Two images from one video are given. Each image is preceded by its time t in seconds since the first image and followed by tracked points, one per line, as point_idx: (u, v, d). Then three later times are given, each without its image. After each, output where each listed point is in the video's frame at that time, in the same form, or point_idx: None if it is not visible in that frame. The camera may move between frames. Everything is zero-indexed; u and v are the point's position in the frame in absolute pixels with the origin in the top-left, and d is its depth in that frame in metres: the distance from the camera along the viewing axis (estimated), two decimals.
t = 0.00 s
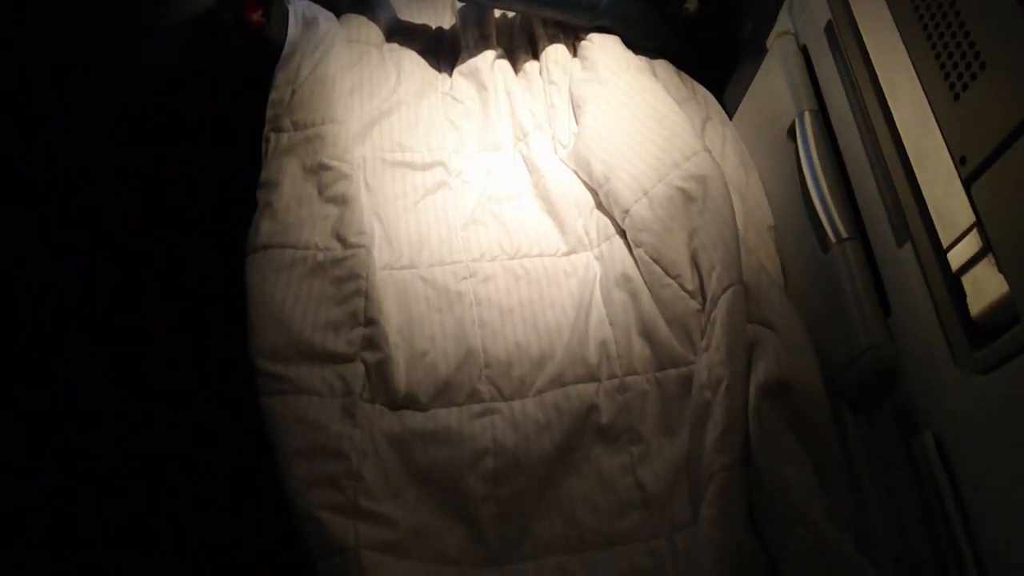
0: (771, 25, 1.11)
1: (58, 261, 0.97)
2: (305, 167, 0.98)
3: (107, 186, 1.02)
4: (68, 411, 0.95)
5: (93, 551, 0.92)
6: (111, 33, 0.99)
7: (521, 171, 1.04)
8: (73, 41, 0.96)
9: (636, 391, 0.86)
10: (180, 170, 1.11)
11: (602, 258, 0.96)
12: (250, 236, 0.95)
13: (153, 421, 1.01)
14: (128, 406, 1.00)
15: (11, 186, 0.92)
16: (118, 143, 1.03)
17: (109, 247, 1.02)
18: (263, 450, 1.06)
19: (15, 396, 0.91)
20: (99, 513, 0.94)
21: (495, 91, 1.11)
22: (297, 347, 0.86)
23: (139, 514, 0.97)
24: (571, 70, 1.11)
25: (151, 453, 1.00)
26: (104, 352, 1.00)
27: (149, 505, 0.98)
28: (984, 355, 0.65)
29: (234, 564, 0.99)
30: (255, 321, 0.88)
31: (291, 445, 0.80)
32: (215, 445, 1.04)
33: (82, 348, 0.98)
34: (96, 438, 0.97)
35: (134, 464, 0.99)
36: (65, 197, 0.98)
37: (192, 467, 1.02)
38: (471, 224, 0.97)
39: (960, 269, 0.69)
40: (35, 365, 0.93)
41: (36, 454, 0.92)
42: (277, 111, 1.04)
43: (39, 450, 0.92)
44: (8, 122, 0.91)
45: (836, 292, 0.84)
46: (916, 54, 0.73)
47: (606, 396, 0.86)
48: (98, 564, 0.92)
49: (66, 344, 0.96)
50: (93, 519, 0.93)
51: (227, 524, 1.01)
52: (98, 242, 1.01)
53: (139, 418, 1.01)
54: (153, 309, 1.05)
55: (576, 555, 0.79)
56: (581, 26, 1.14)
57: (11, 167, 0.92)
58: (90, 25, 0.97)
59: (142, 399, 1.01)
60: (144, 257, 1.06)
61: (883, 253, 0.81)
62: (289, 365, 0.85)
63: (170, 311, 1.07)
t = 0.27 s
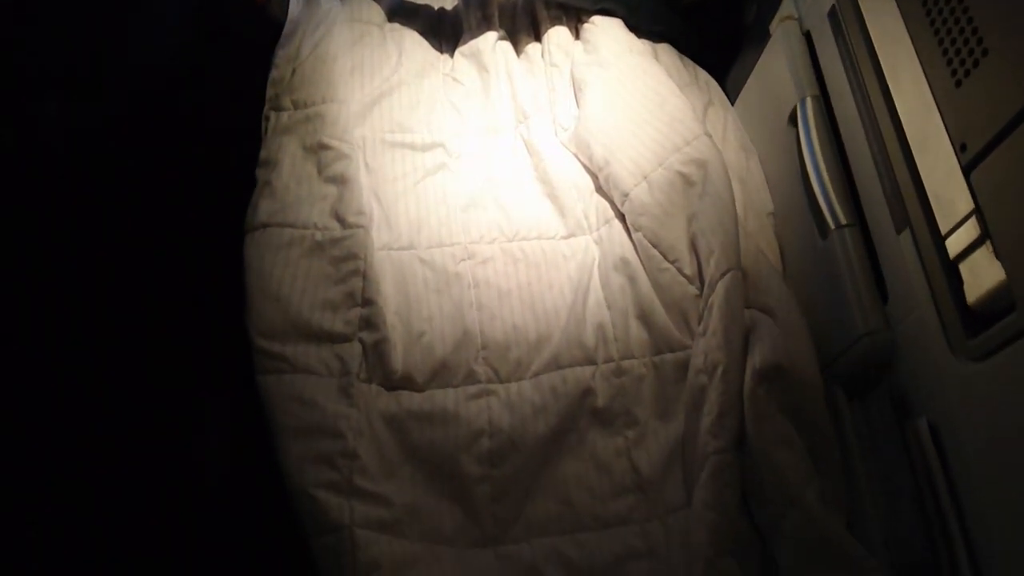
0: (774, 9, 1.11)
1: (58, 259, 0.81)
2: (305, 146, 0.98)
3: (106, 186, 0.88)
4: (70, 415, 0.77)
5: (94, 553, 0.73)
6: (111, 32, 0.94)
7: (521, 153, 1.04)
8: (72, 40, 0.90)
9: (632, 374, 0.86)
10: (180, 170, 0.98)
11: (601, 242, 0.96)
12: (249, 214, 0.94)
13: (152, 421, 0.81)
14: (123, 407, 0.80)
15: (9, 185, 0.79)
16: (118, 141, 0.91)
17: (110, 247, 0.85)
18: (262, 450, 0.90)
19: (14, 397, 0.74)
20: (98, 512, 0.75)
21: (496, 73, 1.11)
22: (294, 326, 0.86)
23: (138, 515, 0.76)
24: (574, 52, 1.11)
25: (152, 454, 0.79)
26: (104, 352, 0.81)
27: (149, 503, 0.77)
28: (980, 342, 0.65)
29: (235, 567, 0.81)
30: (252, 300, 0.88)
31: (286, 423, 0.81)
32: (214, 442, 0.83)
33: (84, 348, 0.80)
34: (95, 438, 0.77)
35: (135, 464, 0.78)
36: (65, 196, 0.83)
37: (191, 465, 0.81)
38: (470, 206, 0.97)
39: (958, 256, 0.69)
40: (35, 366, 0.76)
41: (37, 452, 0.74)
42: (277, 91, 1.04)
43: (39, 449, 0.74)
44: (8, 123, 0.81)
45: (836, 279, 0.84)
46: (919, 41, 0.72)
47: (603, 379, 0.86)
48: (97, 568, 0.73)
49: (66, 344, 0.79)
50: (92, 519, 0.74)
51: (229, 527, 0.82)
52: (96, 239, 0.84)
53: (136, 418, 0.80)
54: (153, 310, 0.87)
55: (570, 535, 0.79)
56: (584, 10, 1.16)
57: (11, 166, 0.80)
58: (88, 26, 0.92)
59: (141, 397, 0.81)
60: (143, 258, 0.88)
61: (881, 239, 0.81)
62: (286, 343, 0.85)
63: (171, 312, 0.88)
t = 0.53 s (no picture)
0: None
1: (58, 259, 0.79)
2: (307, 130, 0.98)
3: (106, 186, 0.86)
4: (70, 415, 0.75)
5: (94, 553, 0.72)
6: (111, 32, 0.91)
7: (524, 139, 1.04)
8: (72, 40, 0.86)
9: (631, 361, 0.86)
10: (180, 170, 0.95)
11: (602, 228, 0.96)
12: (250, 198, 0.94)
13: (151, 421, 0.80)
14: (123, 407, 0.79)
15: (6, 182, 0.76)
16: (118, 141, 0.89)
17: (110, 247, 0.84)
18: (263, 451, 0.89)
19: (15, 397, 0.73)
20: (99, 512, 0.74)
21: (498, 57, 1.11)
22: (294, 310, 0.86)
23: (138, 514, 0.76)
24: (577, 38, 1.12)
25: (152, 454, 0.79)
26: (104, 352, 0.80)
27: (149, 503, 0.77)
28: (979, 330, 0.65)
29: (235, 567, 0.80)
30: (252, 282, 0.88)
31: (284, 405, 0.81)
32: (214, 442, 0.82)
33: (83, 348, 0.78)
34: (95, 438, 0.76)
35: (135, 464, 0.78)
36: (65, 196, 0.81)
37: (191, 465, 0.80)
38: (472, 192, 0.97)
39: (959, 244, 0.69)
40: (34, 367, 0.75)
41: (37, 452, 0.72)
42: (280, 74, 1.04)
43: (39, 450, 0.72)
44: (11, 120, 0.78)
45: (835, 266, 0.84)
46: (924, 27, 0.72)
47: (602, 365, 0.86)
48: (98, 568, 0.72)
49: (66, 344, 0.77)
50: (92, 519, 0.73)
51: (229, 528, 0.81)
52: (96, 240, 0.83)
53: (136, 419, 0.79)
54: (153, 310, 0.85)
55: (566, 520, 0.79)
56: None
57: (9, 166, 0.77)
58: (88, 25, 0.89)
59: (140, 398, 0.80)
60: (143, 258, 0.87)
61: (884, 227, 0.81)
62: (286, 326, 0.85)
63: (171, 312, 0.87)
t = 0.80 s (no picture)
0: None
1: (58, 260, 0.87)
2: (310, 112, 0.97)
3: (106, 186, 0.94)
4: (70, 415, 0.80)
5: (94, 553, 0.75)
6: (111, 34, 1.05)
7: (527, 124, 1.03)
8: (72, 40, 1.01)
9: (634, 346, 0.86)
10: (180, 170, 1.01)
11: (606, 213, 0.95)
12: (252, 180, 0.94)
13: (152, 422, 0.82)
14: (124, 408, 0.82)
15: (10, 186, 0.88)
16: (119, 142, 0.97)
17: (110, 247, 0.90)
18: (263, 451, 0.89)
19: (16, 397, 0.79)
20: (99, 512, 0.77)
21: (502, 40, 1.10)
22: (296, 292, 0.86)
23: (138, 515, 0.78)
24: (582, 22, 1.11)
25: (152, 454, 0.81)
26: (104, 352, 0.84)
27: (149, 503, 0.78)
28: (985, 316, 0.65)
29: (234, 567, 0.80)
30: (254, 264, 0.88)
31: (285, 388, 0.81)
32: (214, 442, 0.83)
33: (83, 348, 0.83)
34: (95, 438, 0.80)
35: (135, 464, 0.80)
36: (65, 196, 0.91)
37: (191, 465, 0.81)
38: (476, 175, 0.96)
39: (965, 230, 0.69)
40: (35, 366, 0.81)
41: (37, 452, 0.77)
42: (283, 56, 1.04)
43: (39, 449, 0.78)
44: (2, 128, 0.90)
45: (839, 252, 0.83)
46: (933, 10, 0.71)
47: (605, 350, 0.85)
48: (97, 568, 0.75)
49: (66, 344, 0.83)
50: (92, 519, 0.76)
51: (229, 527, 0.81)
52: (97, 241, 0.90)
53: (136, 419, 0.82)
54: (153, 310, 0.89)
55: (567, 504, 0.79)
56: None
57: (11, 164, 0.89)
58: (89, 27, 1.03)
59: (141, 399, 0.83)
60: (143, 258, 0.92)
61: (890, 213, 0.80)
62: (289, 308, 0.85)
63: (171, 312, 0.90)
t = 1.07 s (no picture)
0: None
1: (59, 259, 0.88)
2: (310, 99, 0.97)
3: (106, 186, 0.95)
4: (70, 415, 0.81)
5: (93, 553, 0.76)
6: (111, 34, 1.05)
7: (529, 112, 1.03)
8: (72, 39, 1.01)
9: (635, 334, 0.86)
10: (180, 170, 1.01)
11: (607, 201, 0.95)
12: (252, 167, 0.94)
13: (153, 421, 0.82)
14: (124, 407, 0.82)
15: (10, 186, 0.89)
16: (118, 142, 0.99)
17: (110, 247, 0.91)
18: (263, 451, 0.88)
19: (16, 397, 0.80)
20: (99, 512, 0.78)
21: (504, 27, 1.10)
22: (297, 279, 0.86)
23: (138, 514, 0.78)
24: (586, 9, 1.11)
25: (152, 454, 0.81)
26: (104, 352, 0.84)
27: (149, 503, 0.79)
28: (988, 304, 0.65)
29: (235, 567, 0.80)
30: (255, 252, 0.88)
31: (285, 377, 0.81)
32: (213, 440, 0.83)
33: (83, 348, 0.84)
34: (95, 438, 0.80)
35: (135, 464, 0.80)
36: (65, 196, 0.92)
37: (191, 465, 0.81)
38: (478, 163, 0.96)
39: (969, 217, 0.68)
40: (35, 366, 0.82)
41: (37, 452, 0.78)
42: (283, 42, 1.03)
43: (39, 450, 0.79)
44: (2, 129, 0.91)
45: (841, 240, 0.83)
46: None
47: (605, 338, 0.85)
48: (97, 568, 0.76)
49: (66, 344, 0.84)
50: (92, 519, 0.77)
51: (229, 526, 0.81)
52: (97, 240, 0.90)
53: (136, 418, 0.82)
54: (153, 310, 0.89)
55: (568, 492, 0.79)
56: None
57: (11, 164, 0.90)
58: (88, 25, 1.03)
59: (141, 398, 0.83)
60: (142, 258, 0.92)
61: (893, 200, 0.80)
62: (289, 296, 0.85)
63: (171, 311, 0.89)
